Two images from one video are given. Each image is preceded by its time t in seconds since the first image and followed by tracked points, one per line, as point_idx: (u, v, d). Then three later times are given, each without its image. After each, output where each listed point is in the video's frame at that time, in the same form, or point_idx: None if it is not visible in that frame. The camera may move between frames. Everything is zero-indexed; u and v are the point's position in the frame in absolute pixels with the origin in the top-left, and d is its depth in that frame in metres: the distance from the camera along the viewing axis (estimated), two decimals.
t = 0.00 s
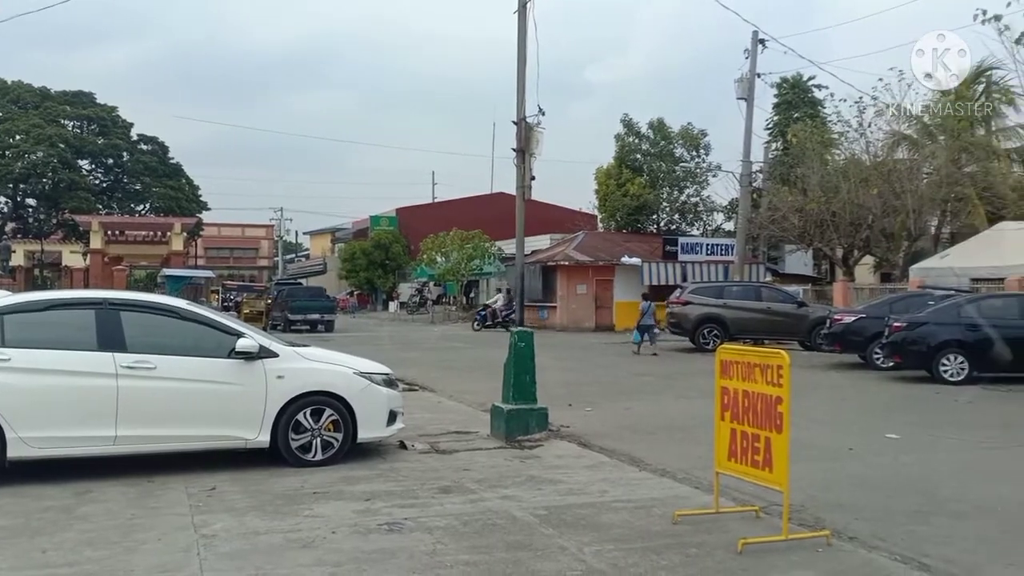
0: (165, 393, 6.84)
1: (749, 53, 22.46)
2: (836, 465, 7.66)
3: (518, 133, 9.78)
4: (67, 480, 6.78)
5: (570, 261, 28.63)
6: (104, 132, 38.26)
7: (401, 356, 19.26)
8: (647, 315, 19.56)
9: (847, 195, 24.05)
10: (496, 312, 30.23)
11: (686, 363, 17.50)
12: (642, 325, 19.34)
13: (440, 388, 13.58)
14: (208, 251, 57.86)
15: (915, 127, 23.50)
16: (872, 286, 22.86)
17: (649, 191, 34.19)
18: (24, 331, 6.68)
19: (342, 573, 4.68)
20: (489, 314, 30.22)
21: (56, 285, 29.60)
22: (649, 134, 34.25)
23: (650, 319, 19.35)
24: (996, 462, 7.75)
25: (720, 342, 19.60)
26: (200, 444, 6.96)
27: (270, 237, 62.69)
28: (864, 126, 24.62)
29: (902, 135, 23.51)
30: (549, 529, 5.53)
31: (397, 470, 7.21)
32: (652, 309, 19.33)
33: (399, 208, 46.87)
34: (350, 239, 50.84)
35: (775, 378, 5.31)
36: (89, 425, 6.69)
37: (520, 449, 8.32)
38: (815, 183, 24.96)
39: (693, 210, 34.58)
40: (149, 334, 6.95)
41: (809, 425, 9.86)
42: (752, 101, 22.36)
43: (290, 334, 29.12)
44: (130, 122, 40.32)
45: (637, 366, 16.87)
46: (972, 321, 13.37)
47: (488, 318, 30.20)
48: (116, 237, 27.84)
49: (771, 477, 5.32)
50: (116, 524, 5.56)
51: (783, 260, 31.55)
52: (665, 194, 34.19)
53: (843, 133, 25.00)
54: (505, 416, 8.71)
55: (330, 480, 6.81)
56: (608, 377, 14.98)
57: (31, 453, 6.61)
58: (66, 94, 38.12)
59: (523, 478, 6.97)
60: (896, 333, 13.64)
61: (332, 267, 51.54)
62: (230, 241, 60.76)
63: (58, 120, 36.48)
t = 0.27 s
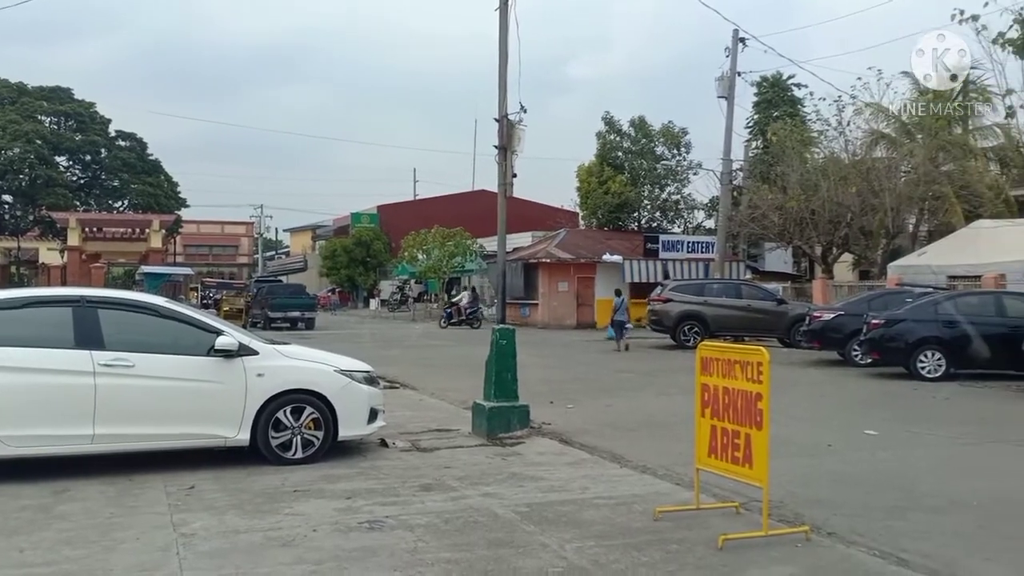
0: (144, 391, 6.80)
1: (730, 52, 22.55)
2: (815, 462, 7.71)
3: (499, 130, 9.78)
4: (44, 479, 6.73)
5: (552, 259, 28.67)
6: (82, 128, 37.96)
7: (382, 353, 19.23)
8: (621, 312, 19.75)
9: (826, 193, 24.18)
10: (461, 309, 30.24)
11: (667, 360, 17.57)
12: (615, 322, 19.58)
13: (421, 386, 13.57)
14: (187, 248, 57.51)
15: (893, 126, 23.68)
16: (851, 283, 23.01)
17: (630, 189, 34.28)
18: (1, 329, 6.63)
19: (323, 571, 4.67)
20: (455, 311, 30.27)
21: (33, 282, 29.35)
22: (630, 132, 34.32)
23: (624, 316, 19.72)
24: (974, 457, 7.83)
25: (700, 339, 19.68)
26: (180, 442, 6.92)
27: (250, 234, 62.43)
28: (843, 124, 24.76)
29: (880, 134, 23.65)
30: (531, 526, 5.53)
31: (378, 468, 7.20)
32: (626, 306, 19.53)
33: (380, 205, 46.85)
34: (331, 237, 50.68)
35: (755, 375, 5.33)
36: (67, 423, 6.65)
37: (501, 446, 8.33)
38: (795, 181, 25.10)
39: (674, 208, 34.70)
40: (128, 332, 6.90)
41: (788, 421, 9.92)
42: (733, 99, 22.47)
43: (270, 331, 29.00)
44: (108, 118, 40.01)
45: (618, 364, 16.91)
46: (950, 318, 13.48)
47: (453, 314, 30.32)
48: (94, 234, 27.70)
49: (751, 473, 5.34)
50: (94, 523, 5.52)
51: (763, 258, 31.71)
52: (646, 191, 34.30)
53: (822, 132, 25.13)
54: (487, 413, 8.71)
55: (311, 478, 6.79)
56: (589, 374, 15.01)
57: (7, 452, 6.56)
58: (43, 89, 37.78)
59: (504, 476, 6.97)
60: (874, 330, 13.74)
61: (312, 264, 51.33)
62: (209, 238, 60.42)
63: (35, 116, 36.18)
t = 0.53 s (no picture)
0: (120, 390, 6.74)
1: (709, 51, 22.63)
2: (793, 458, 7.76)
3: (479, 128, 9.76)
4: (18, 479, 6.66)
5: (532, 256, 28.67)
6: (57, 124, 37.59)
7: (361, 351, 19.18)
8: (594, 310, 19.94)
9: (803, 192, 24.30)
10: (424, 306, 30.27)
11: (646, 358, 17.62)
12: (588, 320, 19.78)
13: (401, 384, 13.55)
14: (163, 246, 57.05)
15: (869, 125, 23.86)
16: (828, 281, 23.14)
17: (610, 187, 34.34)
18: None
19: (302, 571, 4.65)
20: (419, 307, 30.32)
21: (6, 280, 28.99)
22: (610, 131, 34.39)
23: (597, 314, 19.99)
24: (950, 454, 7.90)
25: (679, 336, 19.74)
26: (156, 442, 6.87)
27: (228, 232, 62.08)
28: (820, 124, 24.89)
29: (857, 133, 23.79)
30: (510, 524, 5.54)
31: (357, 467, 7.17)
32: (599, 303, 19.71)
33: (359, 204, 46.92)
34: (309, 234, 50.45)
35: (733, 372, 5.36)
36: (42, 422, 6.58)
37: (481, 444, 8.32)
38: (773, 179, 25.23)
39: (653, 206, 34.77)
40: (104, 330, 6.85)
41: (767, 418, 9.98)
42: (712, 98, 22.55)
43: (248, 329, 28.82)
44: (83, 114, 39.60)
45: (597, 361, 16.94)
46: (925, 315, 13.60)
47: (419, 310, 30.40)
48: (69, 231, 27.47)
49: (730, 470, 5.37)
50: (70, 523, 5.47)
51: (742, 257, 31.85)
52: (626, 190, 34.38)
53: (800, 131, 25.26)
54: (466, 411, 8.71)
55: (289, 477, 6.76)
56: (568, 372, 15.03)
57: None
58: (17, 85, 37.36)
59: (484, 474, 6.97)
60: (851, 327, 13.84)
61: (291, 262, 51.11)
62: (186, 236, 59.99)
63: (8, 112, 35.80)
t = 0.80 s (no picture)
0: (94, 389, 6.68)
1: (687, 51, 22.72)
2: (770, 456, 7.80)
3: (458, 126, 9.75)
4: None
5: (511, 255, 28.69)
6: (30, 121, 37.32)
7: (339, 350, 19.11)
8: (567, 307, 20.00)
9: (780, 192, 24.45)
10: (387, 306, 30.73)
11: (625, 356, 17.66)
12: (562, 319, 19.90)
13: (379, 383, 13.52)
14: (139, 244, 56.63)
15: (845, 125, 24.02)
16: (805, 280, 23.30)
17: (589, 186, 34.40)
18: None
19: (279, 571, 4.62)
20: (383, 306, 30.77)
21: None
22: (588, 130, 34.45)
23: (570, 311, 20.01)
24: (924, 451, 7.97)
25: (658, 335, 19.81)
26: (131, 442, 6.82)
27: (204, 230, 61.66)
28: (797, 123, 25.04)
29: (833, 133, 23.95)
30: (489, 523, 5.53)
31: (335, 467, 7.15)
32: (572, 303, 19.76)
33: (337, 202, 46.79)
34: (287, 232, 50.23)
35: (711, 370, 5.38)
36: (15, 422, 6.51)
37: (460, 443, 8.31)
38: (750, 179, 25.36)
39: (632, 205, 34.86)
40: (78, 330, 6.79)
41: (744, 416, 10.03)
42: (690, 97, 22.64)
43: (225, 328, 28.65)
44: (57, 111, 39.24)
45: (576, 360, 16.97)
46: (900, 314, 13.72)
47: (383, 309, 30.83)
48: (42, 229, 27.30)
49: (708, 467, 5.40)
50: (43, 524, 5.42)
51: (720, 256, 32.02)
52: (605, 188, 34.46)
53: (777, 130, 25.40)
54: (445, 410, 8.69)
55: (266, 477, 6.72)
56: (547, 370, 15.04)
57: None
58: None
59: (462, 473, 6.97)
60: (827, 325, 13.95)
61: (268, 260, 50.86)
62: (162, 234, 59.57)
63: None
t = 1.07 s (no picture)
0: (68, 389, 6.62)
1: (664, 51, 22.81)
2: (747, 454, 7.84)
3: (435, 125, 9.73)
4: None
5: (489, 255, 28.71)
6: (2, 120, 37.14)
7: (315, 349, 19.04)
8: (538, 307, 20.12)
9: (756, 192, 24.60)
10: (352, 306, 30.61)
11: (603, 356, 17.71)
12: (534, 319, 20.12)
13: (356, 383, 13.47)
14: (113, 243, 56.14)
15: (821, 125, 24.15)
16: (781, 280, 23.46)
17: (567, 186, 34.46)
18: None
19: (255, 572, 4.59)
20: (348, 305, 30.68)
21: None
22: (566, 129, 34.51)
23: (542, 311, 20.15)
24: (898, 449, 8.04)
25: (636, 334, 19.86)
26: (105, 443, 6.75)
27: (179, 229, 61.26)
28: (774, 124, 25.18)
29: (809, 133, 24.11)
30: (467, 523, 5.53)
31: (312, 467, 7.11)
32: (545, 304, 19.91)
33: (314, 201, 46.61)
34: (263, 231, 49.97)
35: (688, 369, 5.40)
36: None
37: (438, 443, 8.29)
38: (727, 179, 25.48)
39: (610, 205, 34.93)
40: (52, 329, 6.72)
41: (721, 415, 10.08)
42: (668, 97, 22.73)
43: (200, 328, 28.43)
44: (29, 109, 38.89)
45: (554, 359, 16.98)
46: (875, 313, 13.84)
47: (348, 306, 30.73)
48: (15, 228, 26.96)
49: (685, 466, 5.42)
50: (15, 526, 5.36)
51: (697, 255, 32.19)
52: (583, 188, 34.52)
53: (754, 131, 25.54)
54: (423, 410, 8.67)
55: (242, 477, 6.68)
56: (525, 370, 15.05)
57: None
58: None
59: (440, 472, 6.95)
60: (803, 325, 14.04)
61: (244, 259, 50.60)
62: (136, 233, 59.10)
63: None
